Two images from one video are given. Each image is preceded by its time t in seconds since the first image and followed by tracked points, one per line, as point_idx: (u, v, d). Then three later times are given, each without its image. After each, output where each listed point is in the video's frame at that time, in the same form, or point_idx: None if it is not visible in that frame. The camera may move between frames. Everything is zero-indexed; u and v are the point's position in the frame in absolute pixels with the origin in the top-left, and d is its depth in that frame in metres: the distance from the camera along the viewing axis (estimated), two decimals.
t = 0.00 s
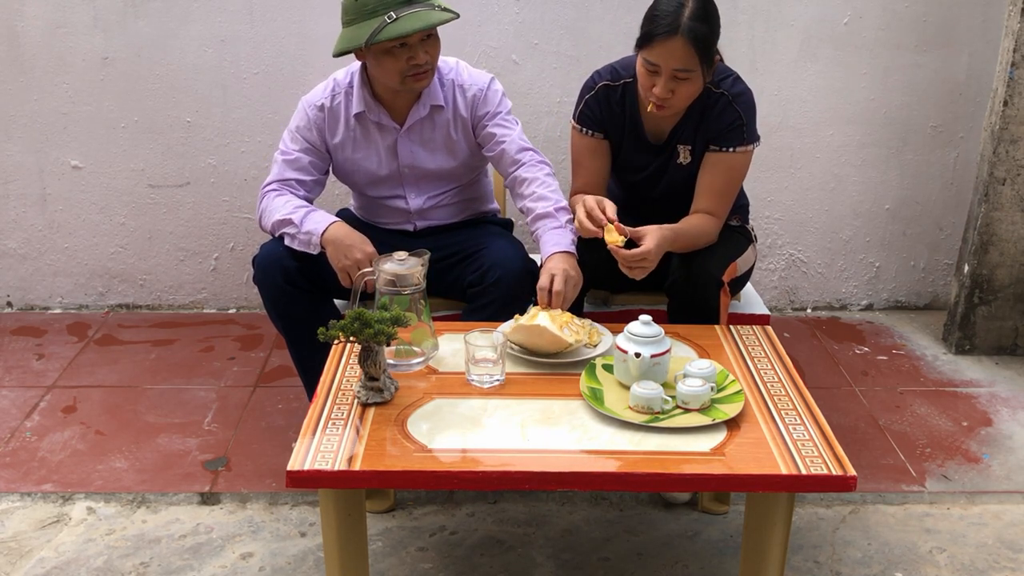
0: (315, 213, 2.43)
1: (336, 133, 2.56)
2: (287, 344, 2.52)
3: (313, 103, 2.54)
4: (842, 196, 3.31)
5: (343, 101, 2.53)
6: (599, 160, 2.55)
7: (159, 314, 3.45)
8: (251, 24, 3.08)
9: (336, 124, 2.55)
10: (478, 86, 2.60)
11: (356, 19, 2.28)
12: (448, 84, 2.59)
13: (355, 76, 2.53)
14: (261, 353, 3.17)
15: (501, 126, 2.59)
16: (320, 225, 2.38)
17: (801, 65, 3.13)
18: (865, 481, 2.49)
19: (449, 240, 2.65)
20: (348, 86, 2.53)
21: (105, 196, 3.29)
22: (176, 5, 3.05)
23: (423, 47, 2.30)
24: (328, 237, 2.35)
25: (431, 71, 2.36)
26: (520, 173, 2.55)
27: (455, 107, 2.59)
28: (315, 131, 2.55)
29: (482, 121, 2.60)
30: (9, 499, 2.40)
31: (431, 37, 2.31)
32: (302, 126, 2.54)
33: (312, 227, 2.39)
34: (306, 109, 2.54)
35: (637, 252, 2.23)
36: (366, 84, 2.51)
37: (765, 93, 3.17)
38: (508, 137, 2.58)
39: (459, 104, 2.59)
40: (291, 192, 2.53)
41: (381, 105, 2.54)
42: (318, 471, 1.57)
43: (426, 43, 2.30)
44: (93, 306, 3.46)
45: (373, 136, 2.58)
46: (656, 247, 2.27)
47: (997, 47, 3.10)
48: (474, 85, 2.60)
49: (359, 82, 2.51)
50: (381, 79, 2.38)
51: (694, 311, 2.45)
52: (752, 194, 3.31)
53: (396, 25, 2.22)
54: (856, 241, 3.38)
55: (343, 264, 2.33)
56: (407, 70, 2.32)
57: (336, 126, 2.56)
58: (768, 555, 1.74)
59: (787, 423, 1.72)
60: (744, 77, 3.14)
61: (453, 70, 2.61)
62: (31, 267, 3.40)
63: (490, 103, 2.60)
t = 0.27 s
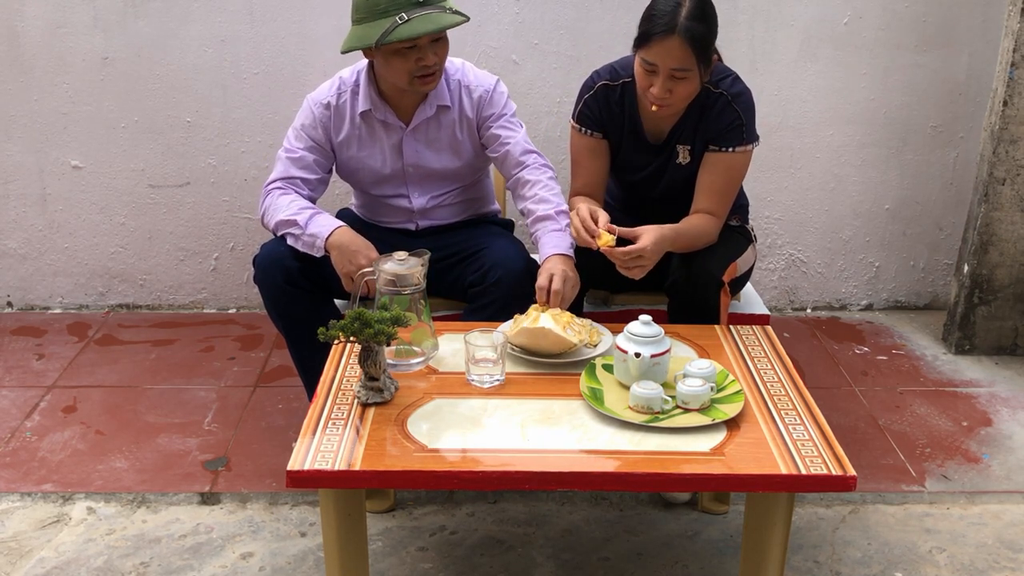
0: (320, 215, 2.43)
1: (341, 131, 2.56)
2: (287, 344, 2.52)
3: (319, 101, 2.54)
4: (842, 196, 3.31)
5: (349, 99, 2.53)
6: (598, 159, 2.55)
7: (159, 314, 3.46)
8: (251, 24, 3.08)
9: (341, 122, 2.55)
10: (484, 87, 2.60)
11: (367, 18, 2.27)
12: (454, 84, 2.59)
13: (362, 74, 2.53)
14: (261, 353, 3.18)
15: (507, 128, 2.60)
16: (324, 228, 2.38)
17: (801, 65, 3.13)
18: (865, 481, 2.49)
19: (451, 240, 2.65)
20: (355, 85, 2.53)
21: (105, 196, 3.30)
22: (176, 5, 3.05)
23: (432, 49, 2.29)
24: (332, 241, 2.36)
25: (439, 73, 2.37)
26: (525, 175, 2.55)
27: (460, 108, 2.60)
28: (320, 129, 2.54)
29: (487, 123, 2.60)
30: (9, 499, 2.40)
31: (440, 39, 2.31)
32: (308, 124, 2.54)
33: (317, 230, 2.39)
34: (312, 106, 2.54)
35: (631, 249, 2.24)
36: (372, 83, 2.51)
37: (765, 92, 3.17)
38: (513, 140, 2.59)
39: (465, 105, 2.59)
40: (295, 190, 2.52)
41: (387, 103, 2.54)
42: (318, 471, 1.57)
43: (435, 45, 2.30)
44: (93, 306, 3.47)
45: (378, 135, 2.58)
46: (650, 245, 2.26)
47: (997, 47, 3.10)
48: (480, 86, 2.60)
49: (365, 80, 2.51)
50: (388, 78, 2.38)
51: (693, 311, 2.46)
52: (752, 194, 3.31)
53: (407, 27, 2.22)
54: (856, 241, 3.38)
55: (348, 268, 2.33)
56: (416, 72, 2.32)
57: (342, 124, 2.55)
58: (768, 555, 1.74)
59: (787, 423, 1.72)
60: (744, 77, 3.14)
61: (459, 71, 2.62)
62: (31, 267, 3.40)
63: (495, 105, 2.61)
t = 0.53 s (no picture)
0: (320, 216, 2.43)
1: (341, 131, 2.56)
2: (287, 344, 2.52)
3: (319, 101, 2.53)
4: (842, 196, 3.31)
5: (349, 99, 2.53)
6: (598, 159, 2.55)
7: (159, 314, 3.45)
8: (251, 24, 3.08)
9: (341, 122, 2.55)
10: (485, 89, 2.60)
11: (369, 21, 2.27)
12: (455, 85, 2.59)
13: (362, 74, 2.53)
14: (261, 353, 3.17)
15: (507, 131, 2.61)
16: (324, 228, 2.38)
17: (801, 65, 3.13)
18: (865, 481, 2.49)
19: (450, 240, 2.65)
20: (355, 85, 2.53)
21: (105, 196, 3.29)
22: (176, 5, 3.05)
23: (431, 59, 2.29)
24: (331, 241, 2.36)
25: (436, 80, 2.37)
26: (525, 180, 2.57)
27: (461, 108, 2.60)
28: (320, 129, 2.54)
29: (488, 125, 2.61)
30: (9, 499, 2.40)
31: (441, 50, 2.31)
32: (307, 124, 2.53)
33: (317, 230, 2.39)
34: (312, 106, 2.54)
35: (629, 249, 2.24)
36: (373, 83, 2.51)
37: (765, 93, 3.17)
38: (514, 144, 2.60)
39: (465, 106, 2.59)
40: (294, 190, 2.52)
41: (388, 104, 2.53)
42: (318, 471, 1.57)
43: (434, 54, 2.30)
44: (93, 306, 3.46)
45: (378, 135, 2.57)
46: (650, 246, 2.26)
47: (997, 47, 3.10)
48: (481, 88, 2.60)
49: (365, 80, 2.51)
50: (387, 81, 2.38)
51: (693, 311, 2.46)
52: (752, 194, 3.31)
53: (407, 36, 2.21)
54: (856, 241, 3.38)
55: (347, 268, 2.33)
56: (413, 78, 2.32)
57: (342, 124, 2.55)
58: (768, 556, 1.74)
59: (787, 423, 1.72)
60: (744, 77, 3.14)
61: (460, 72, 2.62)
62: (31, 267, 3.40)
63: (496, 107, 2.61)
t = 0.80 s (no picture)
0: (318, 215, 2.44)
1: (339, 131, 2.56)
2: (287, 344, 2.52)
3: (317, 101, 2.53)
4: (842, 196, 3.31)
5: (347, 100, 2.53)
6: (597, 159, 2.56)
7: (159, 314, 3.45)
8: (251, 24, 3.08)
9: (339, 122, 2.55)
10: (483, 89, 2.60)
11: (364, 23, 2.27)
12: (452, 86, 2.59)
13: (360, 75, 2.53)
14: (261, 353, 3.17)
15: (505, 131, 2.61)
16: (322, 227, 2.39)
17: (801, 65, 3.13)
18: (865, 481, 2.49)
19: (449, 239, 2.65)
20: (352, 85, 2.53)
21: (105, 196, 3.29)
22: (176, 5, 3.05)
23: (426, 61, 2.29)
24: (330, 240, 2.36)
25: (432, 81, 2.37)
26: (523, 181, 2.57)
27: (459, 108, 2.60)
28: (318, 129, 2.54)
29: (486, 125, 2.61)
30: (9, 499, 2.40)
31: (436, 52, 2.31)
32: (305, 124, 2.53)
33: (315, 230, 2.39)
34: (310, 107, 2.54)
35: (627, 248, 2.23)
36: (370, 84, 2.51)
37: (765, 92, 3.17)
38: (512, 145, 2.60)
39: (463, 106, 2.59)
40: (293, 191, 2.52)
41: (385, 104, 2.53)
42: (317, 471, 1.57)
43: (430, 56, 2.30)
44: (93, 306, 3.46)
45: (376, 135, 2.57)
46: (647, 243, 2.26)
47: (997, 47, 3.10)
48: (479, 88, 2.60)
49: (363, 81, 2.51)
50: (383, 82, 2.38)
51: (692, 310, 2.46)
52: (752, 194, 3.31)
53: (402, 40, 2.21)
54: (856, 241, 3.38)
55: (347, 266, 2.33)
56: (408, 80, 2.32)
57: (340, 124, 2.55)
58: (768, 556, 1.73)
59: (787, 423, 1.72)
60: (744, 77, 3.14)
61: (457, 72, 2.62)
62: (31, 268, 3.40)
63: (494, 107, 2.61)
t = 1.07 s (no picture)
0: (318, 215, 2.43)
1: (338, 130, 2.56)
2: (288, 344, 2.52)
3: (316, 100, 2.54)
4: (842, 196, 3.31)
5: (346, 99, 2.53)
6: (596, 158, 2.56)
7: (159, 314, 3.45)
8: (251, 24, 3.08)
9: (338, 121, 2.55)
10: (482, 89, 2.60)
11: (363, 21, 2.26)
12: (452, 85, 2.59)
13: (359, 74, 2.53)
14: (261, 353, 3.18)
15: (504, 131, 2.61)
16: (322, 227, 2.39)
17: (801, 65, 3.13)
18: (865, 481, 2.49)
19: (449, 239, 2.65)
20: (352, 84, 2.53)
21: (105, 196, 3.29)
22: (176, 5, 3.05)
23: (424, 60, 2.30)
24: (331, 239, 2.36)
25: (430, 78, 2.37)
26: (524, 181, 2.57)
27: (458, 108, 2.60)
28: (317, 128, 2.55)
29: (485, 125, 2.61)
30: (9, 499, 2.40)
31: (435, 50, 2.31)
32: (305, 123, 2.54)
33: (315, 229, 2.39)
34: (309, 106, 2.54)
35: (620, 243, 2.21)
36: (369, 83, 2.51)
37: (765, 92, 3.17)
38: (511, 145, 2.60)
39: (462, 106, 2.59)
40: (294, 189, 2.52)
41: (385, 103, 2.53)
42: (318, 471, 1.57)
43: (428, 55, 2.30)
44: (93, 306, 3.46)
45: (376, 134, 2.58)
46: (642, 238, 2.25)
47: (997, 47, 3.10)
48: (478, 87, 2.60)
49: (362, 80, 2.51)
50: (381, 81, 2.38)
51: (691, 310, 2.46)
52: (752, 194, 3.31)
53: (401, 38, 2.21)
54: (856, 241, 3.38)
55: (346, 266, 2.33)
56: (406, 78, 2.32)
57: (339, 124, 2.55)
58: (768, 555, 1.74)
59: (787, 423, 1.72)
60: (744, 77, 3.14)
61: (457, 71, 2.62)
62: (31, 268, 3.40)
63: (493, 107, 2.61)
